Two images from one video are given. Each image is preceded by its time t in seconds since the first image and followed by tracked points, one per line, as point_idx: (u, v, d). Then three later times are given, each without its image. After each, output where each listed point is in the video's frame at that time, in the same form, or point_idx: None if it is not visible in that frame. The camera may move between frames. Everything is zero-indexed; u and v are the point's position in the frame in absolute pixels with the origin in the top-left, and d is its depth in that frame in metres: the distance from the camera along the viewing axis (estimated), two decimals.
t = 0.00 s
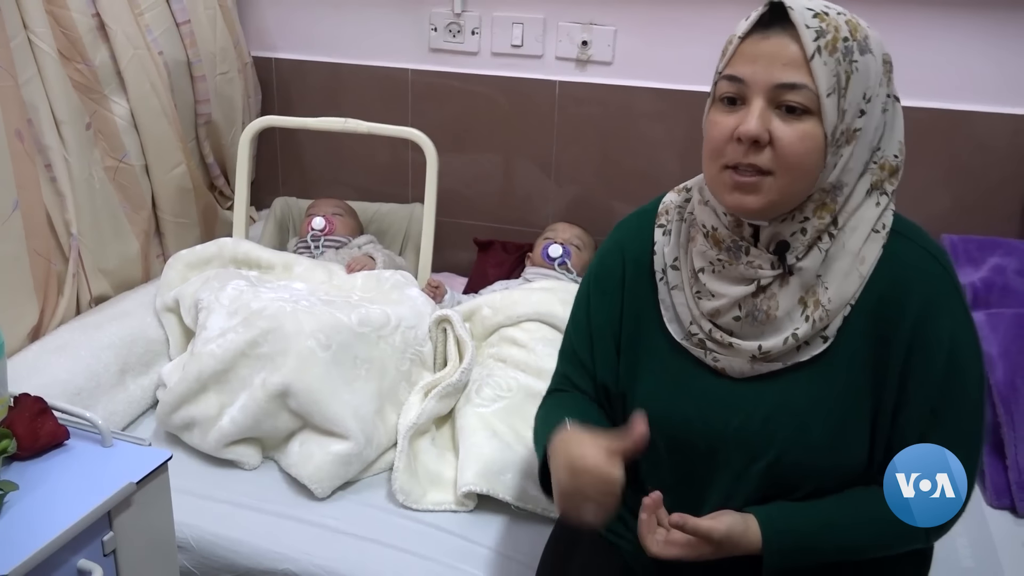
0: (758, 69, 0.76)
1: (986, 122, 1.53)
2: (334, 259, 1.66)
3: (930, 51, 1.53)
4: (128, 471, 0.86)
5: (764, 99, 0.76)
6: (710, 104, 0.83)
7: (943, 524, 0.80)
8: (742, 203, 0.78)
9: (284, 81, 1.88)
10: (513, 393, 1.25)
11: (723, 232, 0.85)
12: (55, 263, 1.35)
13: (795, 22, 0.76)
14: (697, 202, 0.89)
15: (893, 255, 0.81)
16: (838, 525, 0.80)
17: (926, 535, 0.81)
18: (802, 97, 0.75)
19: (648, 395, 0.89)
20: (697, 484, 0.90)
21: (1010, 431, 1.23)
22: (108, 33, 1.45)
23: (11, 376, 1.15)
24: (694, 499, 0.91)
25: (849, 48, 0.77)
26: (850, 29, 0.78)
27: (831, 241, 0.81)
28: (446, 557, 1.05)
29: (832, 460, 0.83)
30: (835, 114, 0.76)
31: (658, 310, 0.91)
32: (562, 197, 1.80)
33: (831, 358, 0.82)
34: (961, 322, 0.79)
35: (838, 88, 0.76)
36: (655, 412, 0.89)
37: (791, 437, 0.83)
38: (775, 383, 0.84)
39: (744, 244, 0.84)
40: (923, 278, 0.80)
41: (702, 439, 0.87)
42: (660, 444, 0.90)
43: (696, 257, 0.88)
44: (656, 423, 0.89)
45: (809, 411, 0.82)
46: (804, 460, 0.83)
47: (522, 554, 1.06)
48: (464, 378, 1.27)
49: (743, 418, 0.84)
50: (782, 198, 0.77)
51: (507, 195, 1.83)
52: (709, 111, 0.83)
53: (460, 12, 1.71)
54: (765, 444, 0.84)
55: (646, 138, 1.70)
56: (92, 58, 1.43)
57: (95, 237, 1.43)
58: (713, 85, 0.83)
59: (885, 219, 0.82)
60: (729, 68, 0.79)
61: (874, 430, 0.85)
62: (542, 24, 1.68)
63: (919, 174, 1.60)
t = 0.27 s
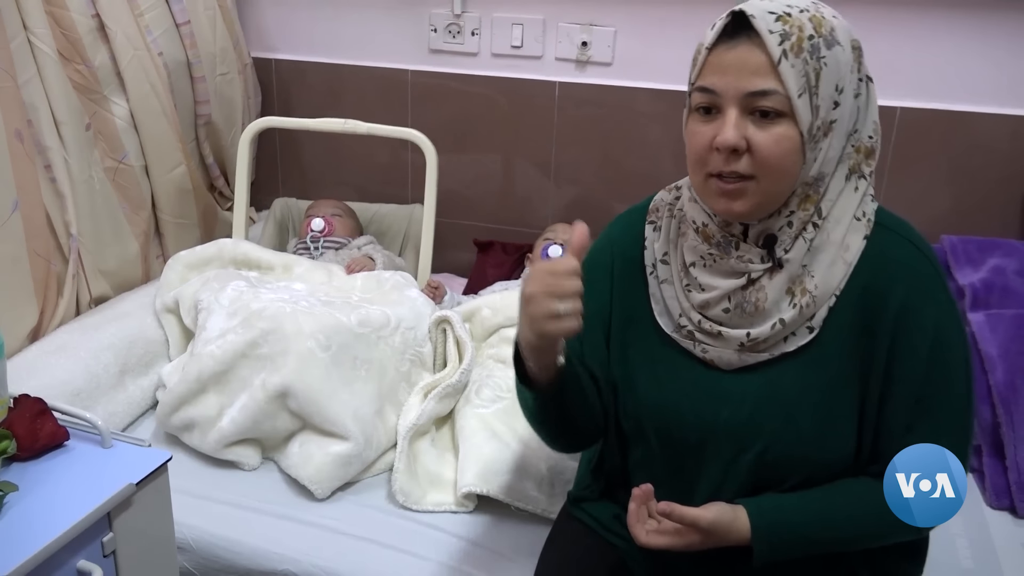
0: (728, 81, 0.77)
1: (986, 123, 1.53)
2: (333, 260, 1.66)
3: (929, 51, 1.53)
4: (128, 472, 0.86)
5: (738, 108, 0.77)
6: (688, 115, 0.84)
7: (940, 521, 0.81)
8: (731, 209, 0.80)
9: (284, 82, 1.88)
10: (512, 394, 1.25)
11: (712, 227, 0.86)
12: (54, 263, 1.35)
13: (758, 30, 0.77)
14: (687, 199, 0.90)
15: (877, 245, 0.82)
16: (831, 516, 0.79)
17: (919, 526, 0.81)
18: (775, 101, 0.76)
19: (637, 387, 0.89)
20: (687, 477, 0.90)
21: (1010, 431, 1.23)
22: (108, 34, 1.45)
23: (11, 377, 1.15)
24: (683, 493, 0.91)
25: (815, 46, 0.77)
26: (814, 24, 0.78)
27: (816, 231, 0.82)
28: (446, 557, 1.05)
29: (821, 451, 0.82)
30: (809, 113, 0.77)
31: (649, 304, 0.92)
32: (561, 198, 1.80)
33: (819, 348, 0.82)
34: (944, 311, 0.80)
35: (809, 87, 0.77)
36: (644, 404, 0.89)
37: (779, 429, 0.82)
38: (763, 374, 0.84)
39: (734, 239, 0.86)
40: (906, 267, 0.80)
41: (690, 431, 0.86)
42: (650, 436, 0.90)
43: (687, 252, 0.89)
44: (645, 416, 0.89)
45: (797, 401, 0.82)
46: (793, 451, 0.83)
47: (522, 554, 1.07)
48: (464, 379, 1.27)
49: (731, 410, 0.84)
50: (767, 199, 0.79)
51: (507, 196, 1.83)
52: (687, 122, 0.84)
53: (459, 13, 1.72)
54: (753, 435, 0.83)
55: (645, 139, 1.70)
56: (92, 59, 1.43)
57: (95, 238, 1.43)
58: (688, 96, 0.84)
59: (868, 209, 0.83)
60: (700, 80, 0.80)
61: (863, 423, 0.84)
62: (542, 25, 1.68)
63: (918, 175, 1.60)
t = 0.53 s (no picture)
0: (712, 87, 0.78)
1: (985, 124, 1.53)
2: (333, 261, 1.66)
3: (929, 52, 1.53)
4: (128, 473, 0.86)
5: (725, 112, 0.78)
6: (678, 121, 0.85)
7: (939, 521, 0.81)
8: (727, 211, 0.81)
9: (284, 82, 1.88)
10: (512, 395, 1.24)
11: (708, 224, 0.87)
12: (54, 264, 1.35)
13: (739, 35, 0.78)
14: (682, 197, 0.91)
15: (870, 240, 0.82)
16: (828, 511, 0.79)
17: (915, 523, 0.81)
18: (761, 103, 0.77)
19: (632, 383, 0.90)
20: (682, 474, 0.89)
21: (1009, 432, 1.23)
22: (108, 35, 1.45)
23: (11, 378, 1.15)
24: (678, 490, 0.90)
25: (796, 45, 0.78)
26: (793, 24, 0.79)
27: (810, 225, 0.83)
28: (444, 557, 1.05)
29: (815, 445, 0.82)
30: (795, 112, 0.78)
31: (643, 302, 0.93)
32: (561, 199, 1.80)
33: (812, 341, 0.83)
34: (938, 306, 0.80)
35: (792, 86, 0.78)
36: (639, 399, 0.89)
37: (772, 423, 0.82)
38: (757, 368, 0.84)
39: (731, 235, 0.86)
40: (898, 261, 0.81)
41: (685, 426, 0.86)
42: (645, 432, 0.90)
43: (683, 249, 0.90)
44: (640, 411, 0.89)
45: (790, 395, 0.82)
46: (787, 445, 0.82)
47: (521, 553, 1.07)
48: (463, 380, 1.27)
49: (724, 406, 0.84)
50: (762, 198, 0.80)
51: (507, 196, 1.84)
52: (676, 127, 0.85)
53: (459, 13, 1.72)
54: (747, 430, 0.83)
55: (645, 140, 1.70)
56: (92, 59, 1.43)
57: (95, 239, 1.43)
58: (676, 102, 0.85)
59: (860, 202, 0.84)
60: (686, 86, 0.81)
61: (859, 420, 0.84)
62: (542, 25, 1.68)
63: (918, 175, 1.60)
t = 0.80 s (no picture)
0: (718, 80, 0.79)
1: (985, 124, 1.53)
2: (332, 261, 1.66)
3: (928, 53, 1.53)
4: (127, 474, 0.86)
5: (729, 106, 0.79)
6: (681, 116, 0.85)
7: (939, 521, 0.81)
8: (724, 205, 0.81)
9: (284, 83, 1.88)
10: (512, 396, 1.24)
11: (705, 226, 0.87)
12: (53, 264, 1.35)
13: (746, 29, 0.78)
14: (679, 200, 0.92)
15: (869, 241, 0.82)
16: (827, 512, 0.79)
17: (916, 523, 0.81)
18: (765, 99, 0.77)
19: (631, 385, 0.90)
20: (682, 475, 0.89)
21: (1008, 432, 1.23)
22: (107, 35, 1.46)
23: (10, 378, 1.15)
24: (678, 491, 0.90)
25: (803, 45, 0.79)
26: (801, 24, 0.80)
27: (807, 227, 0.83)
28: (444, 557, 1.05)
29: (814, 446, 0.82)
30: (798, 110, 0.78)
31: (640, 304, 0.93)
32: (560, 199, 1.80)
33: (811, 343, 0.82)
34: (936, 307, 0.80)
35: (798, 84, 0.78)
36: (638, 401, 0.89)
37: (771, 426, 0.82)
38: (755, 370, 0.84)
39: (727, 237, 0.86)
40: (896, 263, 0.80)
41: (684, 428, 0.86)
42: (644, 433, 0.90)
43: (680, 250, 0.90)
44: (638, 412, 0.89)
45: (788, 397, 0.82)
46: (785, 447, 0.82)
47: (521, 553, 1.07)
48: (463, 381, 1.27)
49: (722, 407, 0.84)
50: (758, 195, 0.80)
51: (506, 196, 1.83)
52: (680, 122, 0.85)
53: (459, 14, 1.72)
54: (745, 431, 0.83)
55: (645, 140, 1.70)
56: (92, 60, 1.43)
57: (94, 239, 1.43)
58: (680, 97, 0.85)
59: (858, 205, 0.84)
60: (692, 80, 0.81)
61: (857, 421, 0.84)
62: (541, 26, 1.68)
63: (917, 175, 1.60)
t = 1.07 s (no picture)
0: (730, 71, 0.79)
1: (983, 124, 1.53)
2: (332, 262, 1.66)
3: (927, 53, 1.53)
4: (127, 475, 0.86)
5: (738, 98, 0.79)
6: (688, 108, 0.85)
7: (939, 521, 0.81)
8: (725, 198, 0.80)
9: (283, 83, 1.88)
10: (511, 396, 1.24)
11: (706, 228, 0.88)
12: (53, 265, 1.35)
13: (762, 23, 0.78)
14: (680, 202, 0.92)
15: (871, 245, 0.82)
16: (827, 517, 0.80)
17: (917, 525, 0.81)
18: (775, 93, 0.78)
19: (631, 389, 0.90)
20: (684, 478, 0.89)
21: (1008, 432, 1.24)
22: (106, 36, 1.46)
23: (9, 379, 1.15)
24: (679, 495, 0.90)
25: (817, 45, 0.79)
26: (816, 25, 0.80)
27: (811, 231, 0.83)
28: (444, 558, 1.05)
29: (815, 451, 0.82)
30: (808, 108, 0.79)
31: (641, 308, 0.93)
32: (560, 199, 1.80)
33: (812, 348, 0.82)
34: (939, 311, 0.80)
35: (809, 83, 0.79)
36: (639, 406, 0.89)
37: (773, 431, 0.82)
38: (756, 375, 0.84)
39: (727, 238, 0.86)
40: (899, 268, 0.80)
41: (685, 431, 0.86)
42: (646, 438, 0.90)
43: (681, 253, 0.90)
44: (639, 416, 0.89)
45: (791, 402, 0.82)
46: (787, 452, 0.82)
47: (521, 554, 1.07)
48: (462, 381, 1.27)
49: (724, 412, 0.84)
50: (763, 192, 0.80)
51: (506, 196, 1.83)
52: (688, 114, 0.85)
53: (458, 14, 1.72)
54: (747, 436, 0.83)
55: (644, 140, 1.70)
56: (91, 60, 1.43)
57: (93, 239, 1.43)
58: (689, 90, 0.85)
59: (862, 210, 0.84)
60: (703, 71, 0.82)
61: (859, 425, 0.84)
62: (540, 26, 1.68)
63: (916, 175, 1.60)
